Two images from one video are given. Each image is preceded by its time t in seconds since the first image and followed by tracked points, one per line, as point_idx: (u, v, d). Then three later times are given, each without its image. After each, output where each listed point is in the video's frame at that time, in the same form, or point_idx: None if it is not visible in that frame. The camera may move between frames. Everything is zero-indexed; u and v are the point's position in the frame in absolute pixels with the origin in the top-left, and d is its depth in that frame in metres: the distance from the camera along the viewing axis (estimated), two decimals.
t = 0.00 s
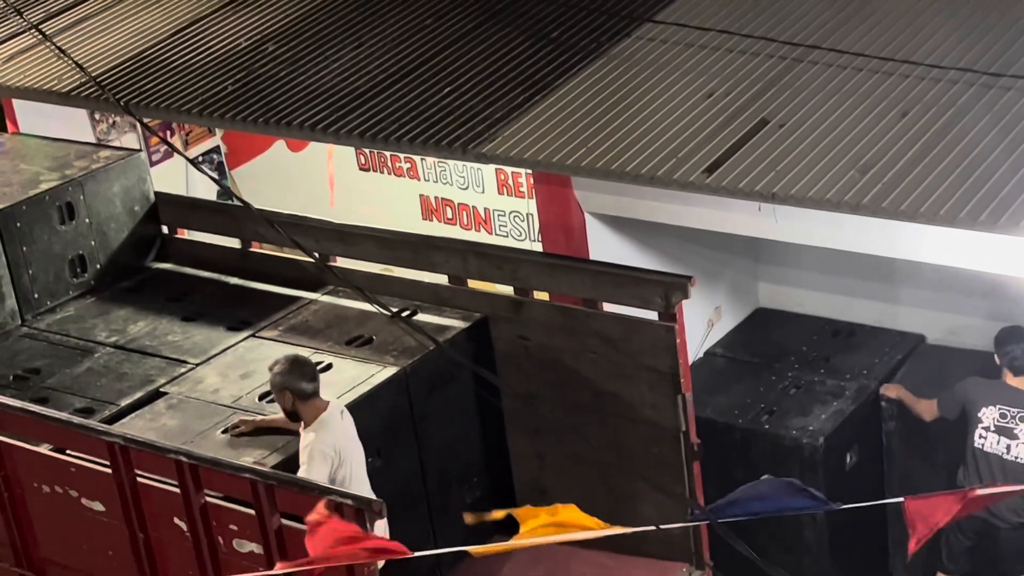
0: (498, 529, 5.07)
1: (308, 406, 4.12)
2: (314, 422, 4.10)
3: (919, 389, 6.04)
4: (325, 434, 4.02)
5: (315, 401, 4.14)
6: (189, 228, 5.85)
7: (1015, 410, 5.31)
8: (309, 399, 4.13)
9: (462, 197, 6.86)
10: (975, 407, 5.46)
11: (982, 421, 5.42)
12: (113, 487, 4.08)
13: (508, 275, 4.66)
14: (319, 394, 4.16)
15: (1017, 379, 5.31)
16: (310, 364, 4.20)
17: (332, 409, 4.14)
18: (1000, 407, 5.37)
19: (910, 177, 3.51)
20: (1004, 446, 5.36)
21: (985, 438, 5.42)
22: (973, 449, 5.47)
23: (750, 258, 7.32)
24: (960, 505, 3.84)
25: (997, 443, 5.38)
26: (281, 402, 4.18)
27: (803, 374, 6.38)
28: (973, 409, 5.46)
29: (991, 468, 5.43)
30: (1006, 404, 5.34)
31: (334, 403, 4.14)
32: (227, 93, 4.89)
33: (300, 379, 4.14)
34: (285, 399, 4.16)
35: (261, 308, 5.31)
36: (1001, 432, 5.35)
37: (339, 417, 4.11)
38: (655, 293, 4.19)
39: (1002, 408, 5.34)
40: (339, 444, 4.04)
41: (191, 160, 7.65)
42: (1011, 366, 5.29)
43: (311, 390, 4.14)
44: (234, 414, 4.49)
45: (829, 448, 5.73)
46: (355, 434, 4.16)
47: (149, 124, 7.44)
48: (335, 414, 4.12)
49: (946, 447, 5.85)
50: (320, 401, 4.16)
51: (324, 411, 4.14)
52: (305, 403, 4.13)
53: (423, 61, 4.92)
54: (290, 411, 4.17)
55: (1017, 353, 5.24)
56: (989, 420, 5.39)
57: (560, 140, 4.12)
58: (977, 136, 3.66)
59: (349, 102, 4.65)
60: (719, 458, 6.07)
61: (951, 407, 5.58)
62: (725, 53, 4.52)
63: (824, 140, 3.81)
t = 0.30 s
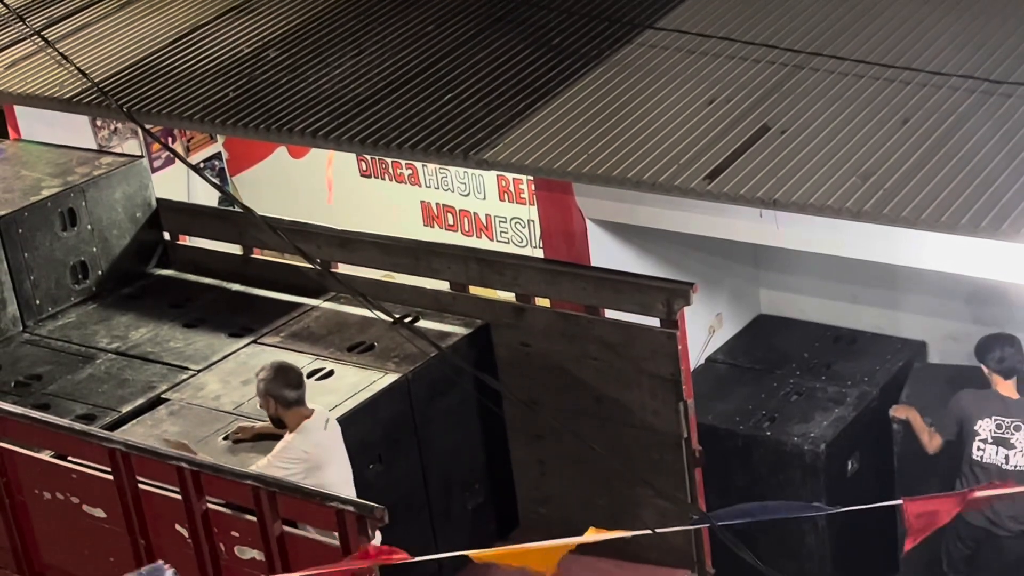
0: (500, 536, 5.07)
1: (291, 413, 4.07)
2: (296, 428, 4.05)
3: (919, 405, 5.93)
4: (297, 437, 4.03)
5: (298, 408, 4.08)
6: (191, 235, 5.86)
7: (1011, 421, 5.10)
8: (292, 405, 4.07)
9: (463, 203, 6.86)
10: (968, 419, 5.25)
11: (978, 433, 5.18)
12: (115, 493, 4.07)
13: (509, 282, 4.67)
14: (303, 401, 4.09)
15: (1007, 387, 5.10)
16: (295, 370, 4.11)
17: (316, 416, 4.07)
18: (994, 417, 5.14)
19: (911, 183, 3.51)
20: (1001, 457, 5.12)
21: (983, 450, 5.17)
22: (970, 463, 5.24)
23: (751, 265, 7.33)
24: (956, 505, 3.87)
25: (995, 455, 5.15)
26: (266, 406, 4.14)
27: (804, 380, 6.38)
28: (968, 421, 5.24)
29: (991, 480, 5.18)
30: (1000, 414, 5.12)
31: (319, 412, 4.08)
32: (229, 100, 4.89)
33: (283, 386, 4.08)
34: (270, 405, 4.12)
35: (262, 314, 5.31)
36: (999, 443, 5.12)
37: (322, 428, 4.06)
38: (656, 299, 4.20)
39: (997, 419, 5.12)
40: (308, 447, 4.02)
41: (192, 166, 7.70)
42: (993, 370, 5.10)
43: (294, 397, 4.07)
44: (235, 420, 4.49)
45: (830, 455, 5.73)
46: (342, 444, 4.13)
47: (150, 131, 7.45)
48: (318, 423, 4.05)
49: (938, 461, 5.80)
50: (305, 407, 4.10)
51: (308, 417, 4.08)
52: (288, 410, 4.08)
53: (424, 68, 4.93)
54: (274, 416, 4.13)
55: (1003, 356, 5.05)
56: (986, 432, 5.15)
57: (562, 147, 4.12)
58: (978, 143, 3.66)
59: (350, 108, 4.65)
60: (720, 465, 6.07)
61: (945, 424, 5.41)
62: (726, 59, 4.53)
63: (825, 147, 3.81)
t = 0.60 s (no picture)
0: (500, 541, 5.07)
1: (273, 423, 4.14)
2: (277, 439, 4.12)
3: (927, 425, 5.89)
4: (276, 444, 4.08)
5: (281, 419, 4.15)
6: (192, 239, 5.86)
7: (1015, 434, 5.17)
8: (273, 416, 4.14)
9: (464, 208, 6.86)
10: (973, 433, 5.29)
11: (982, 447, 5.26)
12: (115, 498, 4.07)
13: (510, 286, 4.67)
14: (285, 413, 4.14)
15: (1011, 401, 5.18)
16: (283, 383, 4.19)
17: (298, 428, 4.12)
18: (997, 431, 5.21)
19: (912, 188, 3.51)
20: (1005, 471, 5.19)
21: (986, 463, 5.24)
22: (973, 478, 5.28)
23: (751, 269, 7.33)
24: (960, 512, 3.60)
25: (999, 467, 5.21)
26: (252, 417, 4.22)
27: (805, 385, 6.37)
28: (973, 436, 5.26)
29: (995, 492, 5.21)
30: (1005, 428, 5.19)
31: (304, 426, 4.14)
32: (230, 104, 4.89)
33: (267, 397, 4.16)
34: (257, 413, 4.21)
35: (263, 319, 5.31)
36: (1002, 456, 5.20)
37: (303, 441, 4.12)
38: (657, 304, 4.20)
39: (1002, 432, 5.20)
40: (284, 455, 4.07)
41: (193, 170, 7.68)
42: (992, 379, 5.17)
43: (275, 409, 4.14)
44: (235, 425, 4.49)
45: (831, 459, 5.72)
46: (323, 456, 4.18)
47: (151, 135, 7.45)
48: (299, 436, 4.10)
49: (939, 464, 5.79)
50: (287, 419, 4.15)
51: (290, 429, 4.14)
52: (271, 421, 4.15)
53: (425, 72, 4.93)
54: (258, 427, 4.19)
55: (1004, 366, 5.12)
56: (990, 446, 5.23)
57: (563, 151, 4.12)
58: (979, 149, 3.66)
59: (351, 113, 4.65)
60: (721, 470, 6.06)
61: (954, 442, 5.33)
62: (727, 64, 4.53)
63: (826, 152, 3.81)
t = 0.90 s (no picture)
0: (499, 543, 5.06)
1: (260, 427, 3.94)
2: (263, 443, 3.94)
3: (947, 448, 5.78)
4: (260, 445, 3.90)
5: (267, 423, 3.95)
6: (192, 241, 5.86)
7: None
8: (259, 421, 3.93)
9: (463, 210, 6.86)
10: (987, 449, 4.93)
11: (997, 463, 4.89)
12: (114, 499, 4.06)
13: (509, 288, 4.67)
14: (271, 418, 3.94)
15: None
16: (269, 387, 3.94)
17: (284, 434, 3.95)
18: (1013, 447, 4.86)
19: (911, 190, 3.52)
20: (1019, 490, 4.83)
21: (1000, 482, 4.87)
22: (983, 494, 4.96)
23: (750, 272, 7.33)
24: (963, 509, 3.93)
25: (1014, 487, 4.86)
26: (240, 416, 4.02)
27: (804, 388, 6.37)
28: (989, 451, 4.90)
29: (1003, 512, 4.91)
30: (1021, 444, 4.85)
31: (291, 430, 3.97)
32: (230, 106, 4.89)
33: (252, 401, 3.93)
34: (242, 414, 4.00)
35: (262, 320, 5.31)
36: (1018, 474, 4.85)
37: (289, 447, 3.97)
38: (656, 307, 4.21)
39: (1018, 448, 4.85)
40: (268, 457, 3.89)
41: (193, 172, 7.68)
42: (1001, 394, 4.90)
43: (261, 414, 3.92)
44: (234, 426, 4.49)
45: (830, 462, 5.72)
46: (307, 460, 4.03)
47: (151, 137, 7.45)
48: (283, 442, 3.93)
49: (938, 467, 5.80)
50: (274, 423, 3.96)
51: (276, 433, 3.96)
52: (257, 425, 3.95)
53: (425, 74, 4.94)
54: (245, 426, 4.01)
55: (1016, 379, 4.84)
56: (1005, 463, 4.87)
57: (563, 154, 4.12)
58: (978, 151, 3.67)
59: (350, 114, 4.66)
60: (720, 473, 6.06)
61: (970, 457, 4.95)
62: (726, 67, 4.53)
63: (826, 154, 3.81)
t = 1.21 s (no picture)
0: (498, 543, 5.06)
1: (255, 423, 3.97)
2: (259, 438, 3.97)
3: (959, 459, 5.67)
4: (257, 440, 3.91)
5: (263, 419, 3.98)
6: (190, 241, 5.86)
7: None
8: (254, 417, 3.96)
9: (462, 210, 6.86)
10: (994, 451, 4.85)
11: (1004, 467, 4.82)
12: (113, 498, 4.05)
13: (508, 288, 4.67)
14: (267, 414, 3.97)
15: None
16: (264, 383, 3.97)
17: (280, 428, 3.97)
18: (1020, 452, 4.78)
19: (910, 190, 3.52)
20: None
21: (1007, 486, 4.83)
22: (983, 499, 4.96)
23: (749, 272, 7.34)
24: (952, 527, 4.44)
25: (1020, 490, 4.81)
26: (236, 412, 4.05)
27: (803, 388, 6.38)
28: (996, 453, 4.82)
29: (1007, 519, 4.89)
30: None
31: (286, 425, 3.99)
32: (229, 105, 4.89)
33: (248, 398, 3.96)
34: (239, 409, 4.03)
35: (261, 320, 5.31)
36: None
37: (285, 440, 3.97)
38: (655, 307, 4.21)
39: None
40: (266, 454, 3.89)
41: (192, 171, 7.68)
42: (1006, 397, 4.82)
43: (256, 410, 3.95)
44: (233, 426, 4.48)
45: (829, 462, 5.72)
46: (304, 456, 4.04)
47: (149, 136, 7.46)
48: (280, 436, 3.95)
49: (936, 469, 5.80)
50: (270, 419, 3.98)
51: (273, 428, 3.99)
52: (253, 420, 3.98)
53: (424, 74, 4.93)
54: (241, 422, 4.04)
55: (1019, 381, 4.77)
56: (1012, 467, 4.80)
57: (561, 154, 4.12)
58: (978, 151, 3.67)
59: (349, 114, 4.66)
60: (719, 473, 6.06)
61: (978, 459, 4.87)
62: (725, 67, 4.53)
63: (825, 155, 3.81)
